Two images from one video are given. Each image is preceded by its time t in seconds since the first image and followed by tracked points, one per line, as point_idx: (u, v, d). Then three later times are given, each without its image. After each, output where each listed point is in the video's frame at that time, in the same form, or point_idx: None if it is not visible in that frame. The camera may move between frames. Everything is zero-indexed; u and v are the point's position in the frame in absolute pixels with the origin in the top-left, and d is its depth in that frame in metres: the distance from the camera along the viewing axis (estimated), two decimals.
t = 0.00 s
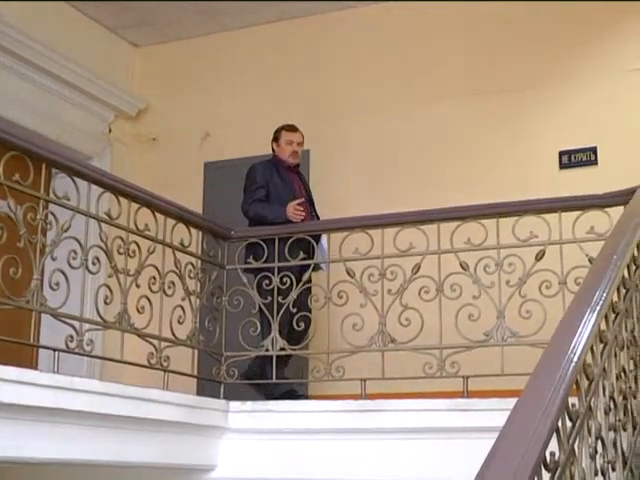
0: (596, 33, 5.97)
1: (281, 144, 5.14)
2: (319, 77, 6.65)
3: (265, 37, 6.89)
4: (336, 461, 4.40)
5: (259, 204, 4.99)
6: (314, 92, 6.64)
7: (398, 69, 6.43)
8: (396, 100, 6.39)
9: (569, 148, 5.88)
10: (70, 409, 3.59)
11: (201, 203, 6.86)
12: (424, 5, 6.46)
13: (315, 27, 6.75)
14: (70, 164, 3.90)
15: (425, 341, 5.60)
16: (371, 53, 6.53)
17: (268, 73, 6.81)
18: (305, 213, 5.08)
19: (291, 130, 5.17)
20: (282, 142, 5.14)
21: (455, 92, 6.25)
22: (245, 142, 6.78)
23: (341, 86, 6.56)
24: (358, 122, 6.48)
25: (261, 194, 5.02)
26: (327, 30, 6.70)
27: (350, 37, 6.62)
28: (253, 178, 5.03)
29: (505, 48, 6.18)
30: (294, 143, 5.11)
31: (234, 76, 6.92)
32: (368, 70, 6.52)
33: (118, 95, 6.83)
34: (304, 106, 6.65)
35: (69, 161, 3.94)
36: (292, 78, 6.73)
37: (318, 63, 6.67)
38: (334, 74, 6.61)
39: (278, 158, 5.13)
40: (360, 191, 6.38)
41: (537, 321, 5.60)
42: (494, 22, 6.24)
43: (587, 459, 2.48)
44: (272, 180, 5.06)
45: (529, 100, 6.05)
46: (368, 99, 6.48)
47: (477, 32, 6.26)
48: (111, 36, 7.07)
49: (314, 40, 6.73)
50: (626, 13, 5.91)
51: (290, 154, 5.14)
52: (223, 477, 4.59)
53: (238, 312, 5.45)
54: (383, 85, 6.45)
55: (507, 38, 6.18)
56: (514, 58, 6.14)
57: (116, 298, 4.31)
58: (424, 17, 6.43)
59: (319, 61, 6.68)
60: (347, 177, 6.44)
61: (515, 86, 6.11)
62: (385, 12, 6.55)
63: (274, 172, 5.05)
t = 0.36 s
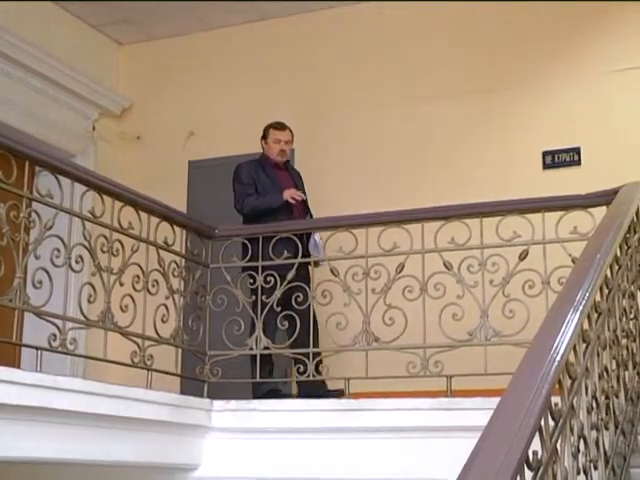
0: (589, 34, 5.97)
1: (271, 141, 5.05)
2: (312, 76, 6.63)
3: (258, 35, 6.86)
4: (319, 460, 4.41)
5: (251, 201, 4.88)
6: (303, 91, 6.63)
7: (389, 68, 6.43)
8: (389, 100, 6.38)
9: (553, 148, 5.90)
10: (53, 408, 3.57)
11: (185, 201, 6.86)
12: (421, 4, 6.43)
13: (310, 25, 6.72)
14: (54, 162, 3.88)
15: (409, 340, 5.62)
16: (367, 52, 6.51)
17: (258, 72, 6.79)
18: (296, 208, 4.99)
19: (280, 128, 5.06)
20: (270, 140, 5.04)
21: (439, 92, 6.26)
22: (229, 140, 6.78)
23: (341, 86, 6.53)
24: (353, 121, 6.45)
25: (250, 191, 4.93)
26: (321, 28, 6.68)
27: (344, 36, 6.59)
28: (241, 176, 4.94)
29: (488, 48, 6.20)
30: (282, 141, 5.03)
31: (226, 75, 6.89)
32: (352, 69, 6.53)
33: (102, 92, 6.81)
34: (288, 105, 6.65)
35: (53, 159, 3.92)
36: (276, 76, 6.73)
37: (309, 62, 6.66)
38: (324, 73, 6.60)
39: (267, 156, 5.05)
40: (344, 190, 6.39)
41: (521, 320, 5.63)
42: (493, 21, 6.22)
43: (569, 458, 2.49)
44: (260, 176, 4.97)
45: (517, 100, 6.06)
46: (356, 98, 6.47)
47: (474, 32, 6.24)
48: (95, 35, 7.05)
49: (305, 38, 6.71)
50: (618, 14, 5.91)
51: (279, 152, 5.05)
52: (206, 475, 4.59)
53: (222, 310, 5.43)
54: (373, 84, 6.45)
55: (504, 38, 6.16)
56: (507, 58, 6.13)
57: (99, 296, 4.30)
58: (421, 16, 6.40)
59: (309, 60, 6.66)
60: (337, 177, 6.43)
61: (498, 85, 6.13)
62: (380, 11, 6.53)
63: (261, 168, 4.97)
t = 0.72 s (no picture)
0: (588, 34, 5.96)
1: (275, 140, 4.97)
2: (310, 75, 6.61)
3: (256, 34, 6.84)
4: (307, 458, 4.40)
5: (250, 199, 4.84)
6: (297, 90, 6.63)
7: (384, 67, 6.42)
8: (385, 100, 6.37)
9: (541, 146, 5.92)
10: (40, 405, 3.56)
11: (174, 199, 6.87)
12: (421, 4, 6.41)
13: (309, 25, 6.70)
14: (42, 158, 3.86)
15: (398, 339, 5.64)
16: (356, 51, 6.52)
17: (253, 71, 6.78)
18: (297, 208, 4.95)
19: (285, 126, 4.97)
20: (275, 139, 4.97)
21: (428, 91, 6.28)
22: (218, 138, 6.79)
23: (340, 86, 6.51)
24: (346, 120, 6.45)
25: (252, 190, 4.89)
26: (321, 28, 6.66)
27: (344, 35, 6.57)
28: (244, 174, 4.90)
29: (478, 46, 6.21)
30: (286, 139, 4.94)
31: (223, 74, 6.87)
32: (341, 68, 6.54)
33: (91, 90, 6.80)
34: (278, 103, 6.66)
35: (42, 156, 3.89)
36: (266, 75, 6.74)
37: (305, 61, 6.65)
38: (318, 71, 6.60)
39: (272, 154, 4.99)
40: (333, 189, 6.40)
41: (509, 319, 5.65)
42: (493, 21, 6.20)
43: (557, 456, 2.50)
44: (263, 175, 4.93)
45: (510, 99, 6.07)
46: (349, 97, 6.47)
47: (474, 32, 6.23)
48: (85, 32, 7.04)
49: (302, 37, 6.70)
50: (616, 14, 5.90)
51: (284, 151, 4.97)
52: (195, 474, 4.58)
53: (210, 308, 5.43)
54: (368, 83, 6.44)
55: (502, 38, 6.16)
56: (505, 58, 6.13)
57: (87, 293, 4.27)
58: (421, 16, 6.39)
59: (305, 59, 6.66)
60: (327, 176, 6.44)
61: (486, 84, 6.14)
62: (380, 11, 6.51)
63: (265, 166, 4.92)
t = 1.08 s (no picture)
0: (587, 35, 5.96)
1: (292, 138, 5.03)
2: (301, 75, 6.61)
3: (254, 33, 6.82)
4: (294, 457, 4.40)
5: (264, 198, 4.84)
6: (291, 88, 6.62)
7: (378, 66, 6.42)
8: (376, 100, 6.37)
9: (529, 146, 5.95)
10: (28, 404, 3.55)
11: (162, 198, 6.87)
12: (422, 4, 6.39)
13: (309, 25, 6.67)
14: (29, 155, 3.83)
15: (386, 337, 5.65)
16: (346, 51, 6.53)
17: (248, 69, 6.77)
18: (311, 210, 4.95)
19: (302, 125, 5.02)
20: (292, 136, 5.02)
21: (417, 91, 6.29)
22: (207, 137, 6.79)
23: (330, 85, 6.52)
24: (335, 119, 6.46)
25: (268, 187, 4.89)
26: (321, 28, 6.63)
27: (342, 35, 6.55)
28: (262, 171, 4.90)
29: (466, 46, 6.23)
30: (302, 135, 4.99)
31: (220, 73, 6.85)
32: (331, 68, 6.54)
33: (79, 88, 6.79)
34: (267, 102, 6.66)
35: (29, 153, 3.87)
36: (255, 74, 6.74)
37: (300, 60, 6.64)
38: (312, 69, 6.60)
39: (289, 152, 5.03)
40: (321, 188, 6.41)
41: (496, 318, 5.67)
42: (493, 22, 6.19)
43: (544, 455, 2.51)
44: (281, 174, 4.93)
45: (503, 99, 6.07)
46: (341, 96, 6.48)
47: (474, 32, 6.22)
48: (72, 30, 7.02)
49: (299, 36, 6.68)
50: (618, 16, 5.90)
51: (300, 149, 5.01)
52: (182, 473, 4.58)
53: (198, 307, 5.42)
54: (362, 82, 6.44)
55: (500, 38, 6.16)
56: (503, 58, 6.13)
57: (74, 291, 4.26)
58: (421, 17, 6.38)
59: (300, 58, 6.65)
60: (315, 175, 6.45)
61: (475, 84, 6.16)
62: (380, 11, 6.49)
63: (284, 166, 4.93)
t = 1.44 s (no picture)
0: (584, 36, 5.95)
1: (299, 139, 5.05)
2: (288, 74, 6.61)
3: (249, 33, 6.79)
4: (278, 456, 4.40)
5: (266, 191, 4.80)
6: (280, 88, 6.61)
7: (369, 66, 6.41)
8: (363, 100, 6.38)
9: (514, 146, 5.97)
10: (11, 403, 3.53)
11: (147, 196, 6.85)
12: (422, 4, 6.37)
13: (308, 24, 6.63)
14: (14, 153, 3.81)
15: (370, 336, 5.66)
16: (333, 50, 6.53)
17: (239, 68, 6.76)
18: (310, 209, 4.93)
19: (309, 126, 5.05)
20: (299, 136, 5.04)
21: (404, 91, 6.30)
22: (192, 136, 6.78)
23: (317, 85, 6.52)
24: (321, 119, 6.47)
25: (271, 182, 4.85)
26: (322, 27, 6.59)
27: (338, 34, 6.53)
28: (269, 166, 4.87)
29: (453, 46, 6.24)
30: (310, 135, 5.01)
31: (214, 72, 6.82)
32: (318, 67, 6.55)
33: (64, 86, 6.76)
34: (253, 101, 6.66)
35: (13, 151, 3.84)
36: (242, 73, 6.74)
37: (293, 59, 6.62)
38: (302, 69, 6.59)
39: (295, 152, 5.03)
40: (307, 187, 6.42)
41: (480, 317, 5.69)
42: (493, 22, 6.18)
43: (528, 454, 2.52)
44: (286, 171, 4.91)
45: (490, 99, 6.08)
46: (329, 95, 6.48)
47: (472, 33, 6.20)
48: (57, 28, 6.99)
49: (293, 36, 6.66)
50: (618, 18, 5.89)
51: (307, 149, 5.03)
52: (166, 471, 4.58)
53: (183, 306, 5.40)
54: (354, 82, 6.43)
55: (491, 39, 6.16)
56: (493, 58, 6.13)
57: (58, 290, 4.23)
58: (421, 17, 6.35)
59: (292, 57, 6.63)
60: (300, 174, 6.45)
61: (461, 84, 6.17)
62: (380, 11, 6.46)
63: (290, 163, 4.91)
